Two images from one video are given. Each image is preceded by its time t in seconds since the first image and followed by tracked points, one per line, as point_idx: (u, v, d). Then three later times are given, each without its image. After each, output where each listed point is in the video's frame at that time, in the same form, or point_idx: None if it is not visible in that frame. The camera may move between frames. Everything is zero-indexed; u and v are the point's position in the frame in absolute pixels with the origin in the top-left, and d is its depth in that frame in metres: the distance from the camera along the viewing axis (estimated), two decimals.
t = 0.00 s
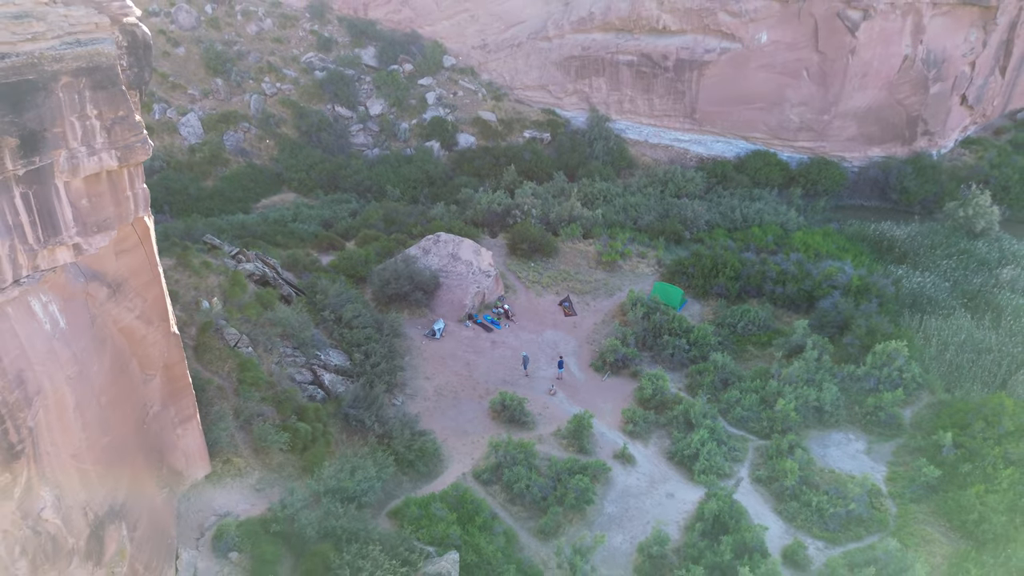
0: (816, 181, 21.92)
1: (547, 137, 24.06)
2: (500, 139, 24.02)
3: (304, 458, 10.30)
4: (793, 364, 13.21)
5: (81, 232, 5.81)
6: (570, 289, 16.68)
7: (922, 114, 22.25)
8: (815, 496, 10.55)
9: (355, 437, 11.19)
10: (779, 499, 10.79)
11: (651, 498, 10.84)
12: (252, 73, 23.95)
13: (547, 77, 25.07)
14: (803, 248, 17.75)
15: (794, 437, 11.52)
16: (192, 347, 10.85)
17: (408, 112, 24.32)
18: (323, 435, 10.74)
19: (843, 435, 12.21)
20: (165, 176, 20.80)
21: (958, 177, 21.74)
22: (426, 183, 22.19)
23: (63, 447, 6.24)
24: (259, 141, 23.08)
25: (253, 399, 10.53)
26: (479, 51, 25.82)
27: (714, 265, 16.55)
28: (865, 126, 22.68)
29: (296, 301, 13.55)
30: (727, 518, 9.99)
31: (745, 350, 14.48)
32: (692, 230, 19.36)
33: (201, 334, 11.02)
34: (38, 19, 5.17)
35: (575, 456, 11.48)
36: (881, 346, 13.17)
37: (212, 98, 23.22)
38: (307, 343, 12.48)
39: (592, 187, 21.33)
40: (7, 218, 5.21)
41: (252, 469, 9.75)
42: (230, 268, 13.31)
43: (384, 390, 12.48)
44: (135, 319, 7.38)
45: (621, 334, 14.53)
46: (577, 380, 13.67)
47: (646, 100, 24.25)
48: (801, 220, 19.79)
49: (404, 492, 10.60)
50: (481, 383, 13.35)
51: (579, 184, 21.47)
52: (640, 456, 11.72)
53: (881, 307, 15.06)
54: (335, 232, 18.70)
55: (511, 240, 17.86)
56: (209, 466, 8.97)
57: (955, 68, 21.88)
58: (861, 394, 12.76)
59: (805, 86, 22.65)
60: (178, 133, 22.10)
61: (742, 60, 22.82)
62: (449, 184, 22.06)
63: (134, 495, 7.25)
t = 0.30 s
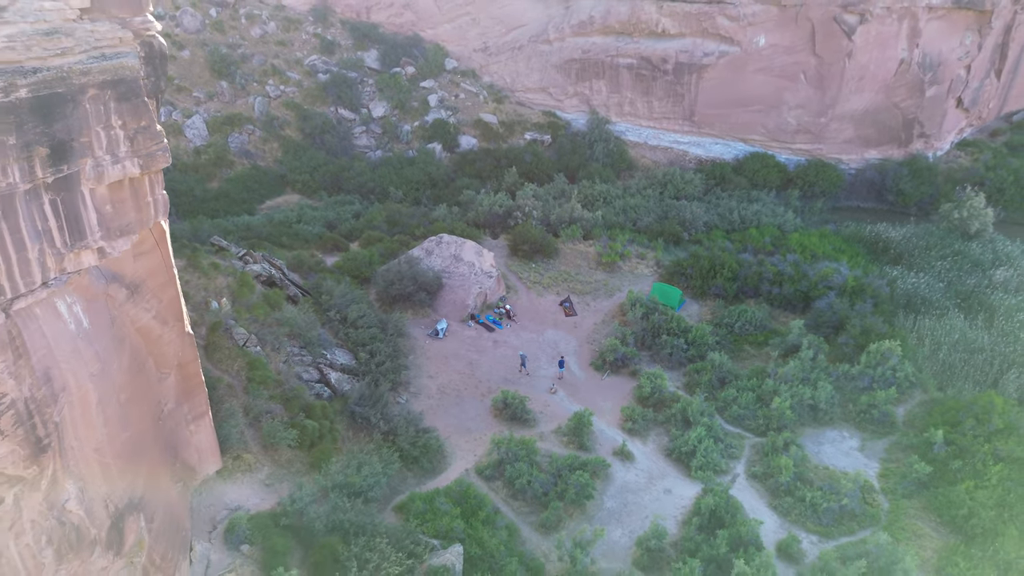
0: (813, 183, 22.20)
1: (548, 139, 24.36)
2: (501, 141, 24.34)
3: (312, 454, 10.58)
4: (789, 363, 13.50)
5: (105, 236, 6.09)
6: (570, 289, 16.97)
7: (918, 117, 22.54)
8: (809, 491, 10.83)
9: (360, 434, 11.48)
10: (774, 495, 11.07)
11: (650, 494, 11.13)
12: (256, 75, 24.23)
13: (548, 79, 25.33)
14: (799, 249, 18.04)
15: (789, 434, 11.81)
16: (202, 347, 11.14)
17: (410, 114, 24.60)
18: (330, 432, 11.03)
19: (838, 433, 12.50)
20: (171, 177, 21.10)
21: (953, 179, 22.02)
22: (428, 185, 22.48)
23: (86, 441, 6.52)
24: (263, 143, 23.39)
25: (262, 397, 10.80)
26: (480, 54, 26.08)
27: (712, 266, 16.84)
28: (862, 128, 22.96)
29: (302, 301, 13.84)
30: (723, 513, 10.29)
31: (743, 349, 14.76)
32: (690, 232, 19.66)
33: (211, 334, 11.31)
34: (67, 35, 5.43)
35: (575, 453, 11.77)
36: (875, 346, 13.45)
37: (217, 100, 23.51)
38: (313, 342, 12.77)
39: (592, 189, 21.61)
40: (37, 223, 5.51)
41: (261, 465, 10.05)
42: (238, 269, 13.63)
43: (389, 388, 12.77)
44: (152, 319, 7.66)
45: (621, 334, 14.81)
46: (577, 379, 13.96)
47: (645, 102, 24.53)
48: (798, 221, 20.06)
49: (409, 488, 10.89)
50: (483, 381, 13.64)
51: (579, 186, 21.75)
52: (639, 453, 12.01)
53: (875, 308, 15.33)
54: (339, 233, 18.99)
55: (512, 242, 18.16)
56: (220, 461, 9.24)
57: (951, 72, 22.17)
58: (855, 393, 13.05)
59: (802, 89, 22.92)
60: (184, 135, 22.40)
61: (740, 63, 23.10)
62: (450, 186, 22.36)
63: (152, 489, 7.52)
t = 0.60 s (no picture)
0: (810, 185, 22.48)
1: (549, 142, 24.67)
2: (502, 144, 24.66)
3: (319, 451, 10.88)
4: (785, 363, 13.78)
5: (127, 240, 6.41)
6: (570, 290, 17.26)
7: (914, 120, 22.82)
8: (803, 487, 11.12)
9: (366, 432, 11.77)
10: (770, 491, 11.36)
11: (648, 490, 11.42)
12: (260, 78, 24.52)
13: (548, 82, 25.61)
14: (796, 250, 18.33)
15: (784, 432, 12.08)
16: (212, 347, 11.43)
17: (413, 117, 24.88)
18: (337, 430, 11.31)
19: (832, 431, 12.77)
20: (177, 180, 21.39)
21: (949, 181, 22.31)
22: (430, 187, 22.77)
23: (108, 437, 6.78)
24: (267, 145, 23.69)
25: (270, 396, 11.09)
26: (482, 57, 26.35)
27: (710, 267, 17.14)
28: (859, 131, 23.26)
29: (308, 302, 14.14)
30: (720, 508, 10.56)
31: (740, 349, 15.05)
32: (689, 233, 19.96)
33: (220, 334, 11.60)
34: (93, 50, 5.73)
35: (575, 450, 12.07)
36: (869, 346, 13.73)
37: (222, 103, 23.81)
38: (320, 342, 13.07)
39: (593, 191, 21.90)
40: (64, 229, 5.82)
41: (270, 462, 10.35)
42: (245, 270, 13.94)
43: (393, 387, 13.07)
44: (168, 319, 7.87)
45: (621, 334, 15.10)
46: (578, 378, 14.26)
47: (645, 105, 24.82)
48: (795, 223, 20.34)
49: (414, 484, 11.19)
50: (485, 380, 13.93)
51: (579, 188, 22.04)
52: (638, 451, 12.30)
53: (870, 308, 15.63)
54: (343, 235, 19.28)
55: (514, 243, 18.45)
56: (232, 458, 9.43)
57: (946, 75, 22.45)
58: (850, 392, 13.33)
59: (799, 93, 23.21)
60: (189, 138, 22.69)
61: (738, 67, 23.38)
62: (452, 188, 22.67)
63: (170, 484, 7.78)
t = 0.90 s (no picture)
0: (807, 187, 22.76)
1: (549, 144, 24.96)
2: (503, 146, 24.96)
3: (326, 448, 11.17)
4: (781, 363, 14.06)
5: (146, 244, 6.69)
6: (570, 291, 17.55)
7: (910, 122, 23.11)
8: (797, 484, 11.40)
9: (371, 429, 12.07)
10: (765, 487, 11.65)
11: (646, 486, 11.71)
12: (264, 81, 24.81)
13: (549, 85, 25.89)
14: (793, 252, 18.62)
15: (779, 429, 12.36)
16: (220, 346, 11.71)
17: (415, 119, 25.18)
18: (343, 427, 11.60)
19: (827, 429, 13.05)
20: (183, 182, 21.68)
21: (944, 183, 22.60)
22: (432, 189, 23.07)
23: (126, 433, 7.05)
24: (271, 148, 23.98)
25: (278, 394, 11.37)
26: (483, 60, 26.61)
27: (707, 269, 17.43)
28: (855, 134, 23.55)
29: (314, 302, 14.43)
30: (716, 503, 10.85)
31: (737, 349, 15.33)
32: (688, 234, 20.25)
33: (229, 334, 11.89)
34: (116, 64, 6.02)
35: (575, 447, 12.36)
36: (863, 346, 14.01)
37: (226, 105, 24.09)
38: (325, 342, 13.36)
39: (592, 193, 22.19)
40: (89, 233, 6.11)
41: (277, 458, 10.64)
42: (252, 272, 14.24)
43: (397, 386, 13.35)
44: (182, 320, 8.04)
45: (620, 334, 15.39)
46: (578, 377, 14.55)
47: (644, 108, 25.11)
48: (792, 225, 20.60)
49: (418, 480, 11.48)
50: (487, 379, 14.22)
51: (579, 190, 22.32)
52: (636, 448, 12.59)
53: (865, 309, 15.91)
54: (347, 236, 19.57)
55: (515, 245, 18.74)
56: (241, 454, 9.64)
57: (942, 79, 22.73)
58: (844, 390, 13.62)
59: (797, 96, 23.49)
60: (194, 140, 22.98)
61: (737, 70, 23.67)
62: (454, 190, 22.97)
63: (185, 478, 8.04)
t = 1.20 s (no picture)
0: (804, 188, 23.06)
1: (549, 146, 25.25)
2: (504, 148, 25.26)
3: (332, 444, 11.47)
4: (777, 362, 14.35)
5: (165, 248, 7.00)
6: (570, 291, 17.86)
7: (905, 125, 23.42)
8: (791, 480, 11.70)
9: (376, 427, 12.37)
10: (760, 482, 11.95)
11: (644, 482, 12.02)
12: (268, 84, 25.12)
13: (549, 87, 26.18)
14: (790, 253, 18.91)
15: (774, 427, 12.65)
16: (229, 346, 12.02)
17: (416, 121, 25.49)
18: (348, 424, 11.90)
19: (821, 427, 13.36)
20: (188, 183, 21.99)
21: (940, 185, 22.89)
22: (434, 191, 23.39)
23: (144, 428, 7.34)
24: (275, 150, 24.30)
25: (285, 392, 11.67)
26: (484, 63, 26.87)
27: (705, 269, 17.73)
28: (852, 136, 23.86)
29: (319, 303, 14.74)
30: (712, 499, 11.14)
31: (733, 348, 15.62)
32: (686, 236, 20.55)
33: (237, 333, 12.20)
34: (138, 76, 6.34)
35: (575, 444, 12.67)
36: (857, 346, 14.30)
37: (230, 108, 24.40)
38: (331, 341, 13.66)
39: (592, 194, 22.47)
40: (111, 238, 6.41)
41: (285, 454, 10.93)
42: (258, 273, 14.57)
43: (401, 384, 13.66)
44: (195, 320, 8.31)
45: (619, 334, 15.70)
46: (578, 376, 14.85)
47: (643, 110, 25.39)
48: (789, 226, 20.87)
49: (422, 476, 11.78)
50: (488, 378, 14.52)
51: (579, 192, 22.62)
52: (635, 445, 12.89)
53: (859, 309, 16.21)
54: (350, 237, 19.86)
55: (516, 246, 19.04)
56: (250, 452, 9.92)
57: (937, 82, 23.03)
58: (838, 389, 13.93)
59: (794, 98, 23.80)
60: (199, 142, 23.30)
61: (734, 73, 23.98)
62: (455, 191, 23.27)
63: (199, 472, 8.32)
